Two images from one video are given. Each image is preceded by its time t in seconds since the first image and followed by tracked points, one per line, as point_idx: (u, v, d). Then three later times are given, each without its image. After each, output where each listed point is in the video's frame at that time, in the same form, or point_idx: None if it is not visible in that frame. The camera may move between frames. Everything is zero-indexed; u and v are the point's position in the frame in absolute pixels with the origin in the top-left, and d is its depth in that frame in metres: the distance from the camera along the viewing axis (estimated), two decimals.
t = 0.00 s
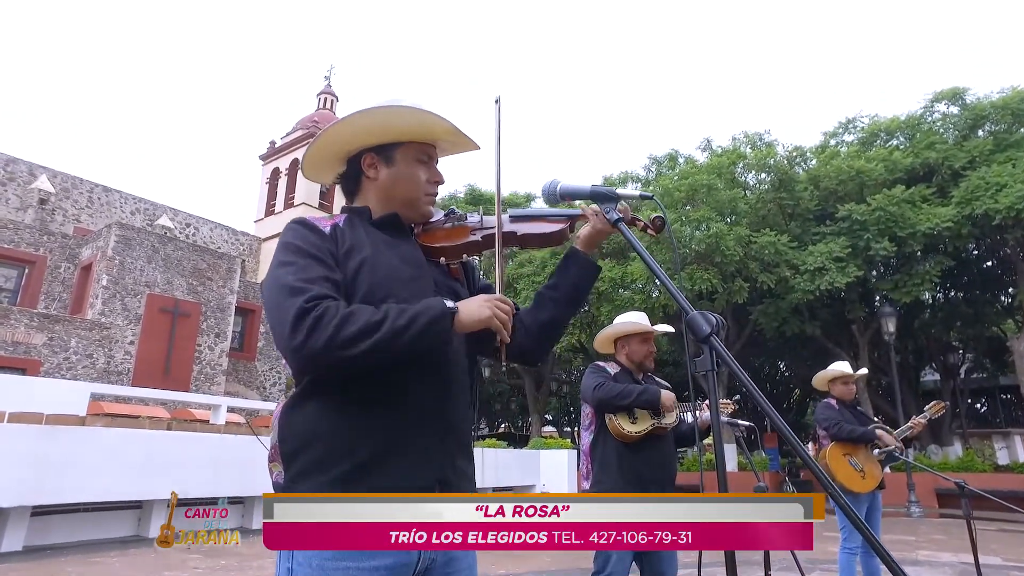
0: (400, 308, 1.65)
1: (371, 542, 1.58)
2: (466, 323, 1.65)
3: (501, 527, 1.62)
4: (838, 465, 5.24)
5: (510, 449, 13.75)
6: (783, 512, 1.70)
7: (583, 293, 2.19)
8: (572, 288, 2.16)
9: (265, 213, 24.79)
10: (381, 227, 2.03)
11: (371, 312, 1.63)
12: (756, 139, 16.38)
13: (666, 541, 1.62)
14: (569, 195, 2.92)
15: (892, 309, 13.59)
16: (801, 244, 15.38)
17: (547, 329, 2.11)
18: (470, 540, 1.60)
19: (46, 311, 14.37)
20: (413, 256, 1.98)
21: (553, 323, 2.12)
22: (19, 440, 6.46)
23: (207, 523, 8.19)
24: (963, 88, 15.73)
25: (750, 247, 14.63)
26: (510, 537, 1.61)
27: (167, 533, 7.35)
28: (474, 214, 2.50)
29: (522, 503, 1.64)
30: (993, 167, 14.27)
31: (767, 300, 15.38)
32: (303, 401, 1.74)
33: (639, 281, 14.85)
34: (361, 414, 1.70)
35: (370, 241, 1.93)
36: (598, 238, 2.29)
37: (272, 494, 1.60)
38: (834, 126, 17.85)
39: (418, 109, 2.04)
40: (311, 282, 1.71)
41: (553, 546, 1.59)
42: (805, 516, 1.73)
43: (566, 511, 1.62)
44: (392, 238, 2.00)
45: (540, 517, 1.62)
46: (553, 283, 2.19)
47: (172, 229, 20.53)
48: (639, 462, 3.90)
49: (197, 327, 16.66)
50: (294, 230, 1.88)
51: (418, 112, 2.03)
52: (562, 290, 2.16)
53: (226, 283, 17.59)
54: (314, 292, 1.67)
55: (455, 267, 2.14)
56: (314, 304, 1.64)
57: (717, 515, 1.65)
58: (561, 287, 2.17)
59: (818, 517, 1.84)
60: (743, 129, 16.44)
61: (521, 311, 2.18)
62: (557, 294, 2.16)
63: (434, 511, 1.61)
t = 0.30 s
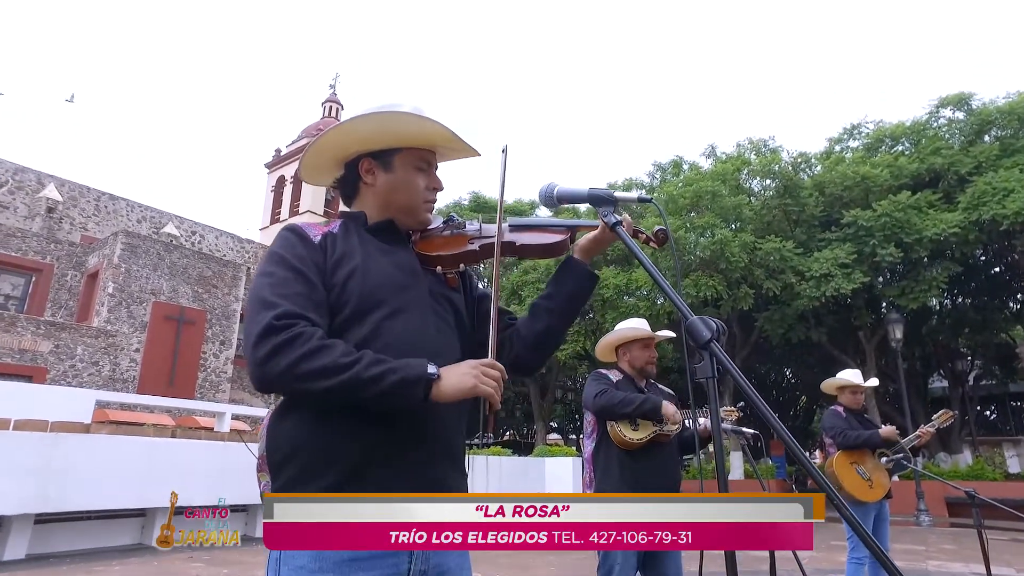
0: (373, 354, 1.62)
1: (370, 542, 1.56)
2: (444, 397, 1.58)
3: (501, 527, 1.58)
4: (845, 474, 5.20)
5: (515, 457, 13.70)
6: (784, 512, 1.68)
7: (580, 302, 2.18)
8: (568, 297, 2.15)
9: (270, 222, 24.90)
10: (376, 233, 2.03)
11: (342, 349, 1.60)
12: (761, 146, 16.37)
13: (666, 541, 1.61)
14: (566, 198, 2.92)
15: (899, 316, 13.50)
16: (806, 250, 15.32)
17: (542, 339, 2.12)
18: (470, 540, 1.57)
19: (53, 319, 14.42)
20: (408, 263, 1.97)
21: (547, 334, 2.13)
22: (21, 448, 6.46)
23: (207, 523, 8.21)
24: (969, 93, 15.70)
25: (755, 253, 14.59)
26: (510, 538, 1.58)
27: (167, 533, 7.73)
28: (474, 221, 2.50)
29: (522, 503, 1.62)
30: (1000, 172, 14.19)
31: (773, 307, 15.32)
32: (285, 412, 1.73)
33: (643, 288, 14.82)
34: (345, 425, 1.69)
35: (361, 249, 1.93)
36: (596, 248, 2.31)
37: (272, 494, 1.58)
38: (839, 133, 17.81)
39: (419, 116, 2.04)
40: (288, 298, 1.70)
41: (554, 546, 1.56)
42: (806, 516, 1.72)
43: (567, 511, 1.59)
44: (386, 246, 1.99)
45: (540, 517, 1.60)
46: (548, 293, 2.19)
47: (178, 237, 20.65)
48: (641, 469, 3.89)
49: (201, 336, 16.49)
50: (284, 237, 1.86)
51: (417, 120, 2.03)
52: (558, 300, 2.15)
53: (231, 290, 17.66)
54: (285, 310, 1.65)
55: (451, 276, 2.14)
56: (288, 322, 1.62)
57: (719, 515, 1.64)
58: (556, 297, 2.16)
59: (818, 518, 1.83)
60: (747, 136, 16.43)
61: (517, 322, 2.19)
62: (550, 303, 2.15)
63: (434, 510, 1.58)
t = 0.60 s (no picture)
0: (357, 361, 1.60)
1: (370, 542, 1.55)
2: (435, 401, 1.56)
3: (501, 527, 1.57)
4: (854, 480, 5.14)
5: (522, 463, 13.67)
6: (785, 512, 1.66)
7: (582, 310, 2.15)
8: (569, 303, 2.12)
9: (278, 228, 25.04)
10: (373, 236, 2.03)
11: (328, 352, 1.60)
12: (768, 149, 16.33)
13: (666, 541, 1.59)
14: (564, 197, 2.91)
15: (909, 320, 13.39)
16: (814, 254, 15.24)
17: (540, 346, 2.10)
18: (471, 540, 1.56)
19: (63, 325, 14.53)
20: (405, 267, 1.97)
21: (546, 340, 2.11)
22: (30, 453, 6.48)
23: (207, 525, 8.23)
24: (978, 96, 15.62)
25: (762, 258, 14.52)
26: (510, 537, 1.57)
27: (167, 533, 7.77)
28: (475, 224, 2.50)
29: (522, 503, 1.60)
30: (1011, 174, 14.07)
31: (781, 311, 15.23)
32: (277, 416, 1.72)
33: (650, 293, 14.82)
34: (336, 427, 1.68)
35: (356, 252, 1.92)
36: (600, 255, 2.25)
37: (272, 494, 1.57)
38: (847, 136, 17.73)
39: (419, 118, 2.03)
40: (279, 299, 1.70)
41: (554, 546, 1.55)
42: (806, 517, 1.70)
43: (567, 511, 1.57)
44: (382, 249, 1.99)
45: (539, 517, 1.58)
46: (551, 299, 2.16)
47: (186, 243, 20.80)
48: (644, 474, 3.87)
49: (210, 341, 16.39)
50: (277, 240, 1.86)
51: (416, 123, 2.03)
52: (560, 307, 2.12)
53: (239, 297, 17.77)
54: (273, 311, 1.65)
55: (449, 280, 2.14)
56: (275, 324, 1.62)
57: (719, 515, 1.62)
58: (558, 304, 2.13)
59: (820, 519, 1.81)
60: (754, 140, 16.40)
61: (517, 330, 2.18)
62: (552, 310, 2.12)
63: (434, 510, 1.57)
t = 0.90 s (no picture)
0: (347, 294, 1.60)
1: (368, 543, 1.53)
2: (437, 307, 1.54)
3: (500, 527, 1.55)
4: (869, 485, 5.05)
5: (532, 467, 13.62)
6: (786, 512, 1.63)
7: (589, 313, 2.12)
8: (576, 306, 2.10)
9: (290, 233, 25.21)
10: (372, 235, 2.03)
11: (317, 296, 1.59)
12: (779, 151, 16.21)
13: (666, 541, 1.57)
14: (566, 196, 2.91)
15: (924, 322, 13.20)
16: (827, 257, 15.09)
17: (545, 350, 2.07)
18: (471, 540, 1.54)
19: (78, 331, 14.69)
20: (405, 267, 1.97)
21: (553, 344, 2.08)
22: (44, 456, 6.54)
23: (210, 525, 8.19)
24: (994, 94, 15.42)
25: (775, 260, 14.39)
26: (510, 537, 1.55)
27: (167, 533, 7.76)
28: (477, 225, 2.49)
29: (522, 502, 1.58)
30: None
31: (793, 314, 15.09)
32: (275, 417, 1.72)
33: (660, 296, 14.75)
34: (334, 424, 1.68)
35: (355, 250, 1.93)
36: (608, 256, 2.22)
37: (273, 494, 1.56)
38: (859, 137, 17.56)
39: (419, 119, 2.02)
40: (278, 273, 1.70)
41: (554, 546, 1.52)
42: (807, 517, 1.67)
43: (567, 511, 1.55)
44: (382, 249, 1.99)
45: (540, 518, 1.56)
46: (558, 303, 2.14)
47: (199, 249, 21.01)
48: (653, 478, 3.84)
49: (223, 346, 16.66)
50: (277, 233, 1.87)
51: (417, 123, 2.02)
52: (566, 310, 2.09)
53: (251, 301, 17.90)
54: (261, 278, 1.66)
55: (449, 280, 2.15)
56: (262, 287, 1.62)
57: (719, 515, 1.60)
58: (564, 308, 2.11)
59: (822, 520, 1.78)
60: (765, 142, 16.29)
61: (522, 332, 2.15)
62: (559, 314, 2.10)
63: (433, 510, 1.55)
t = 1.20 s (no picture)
0: (333, 310, 1.57)
1: (368, 543, 1.52)
2: (422, 342, 1.49)
3: (500, 527, 1.53)
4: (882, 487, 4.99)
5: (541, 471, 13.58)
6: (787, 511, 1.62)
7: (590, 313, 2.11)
8: (574, 306, 2.08)
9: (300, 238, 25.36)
10: (374, 237, 2.03)
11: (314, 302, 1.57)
12: (788, 153, 16.12)
13: (666, 541, 1.55)
14: (567, 193, 2.90)
15: (937, 324, 13.05)
16: (837, 259, 14.97)
17: (546, 351, 2.06)
18: (471, 540, 1.52)
19: (90, 336, 14.83)
20: (405, 269, 1.96)
21: (553, 345, 2.06)
22: (57, 459, 6.60)
23: (211, 525, 8.11)
24: (1007, 93, 15.26)
25: (784, 262, 14.30)
26: (510, 538, 1.53)
27: (167, 533, 7.76)
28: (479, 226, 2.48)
29: (522, 502, 1.56)
30: None
31: (803, 316, 14.97)
32: (275, 420, 1.71)
33: (669, 299, 14.71)
34: (333, 426, 1.67)
35: (354, 254, 1.93)
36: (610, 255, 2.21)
37: (273, 495, 1.55)
38: (870, 138, 17.43)
39: (420, 119, 2.02)
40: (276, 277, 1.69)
41: (553, 546, 1.51)
42: (807, 517, 1.65)
43: (567, 511, 1.54)
44: (383, 251, 1.99)
45: (540, 518, 1.54)
46: (557, 304, 2.13)
47: (210, 255, 21.19)
48: (661, 482, 3.81)
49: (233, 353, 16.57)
50: (276, 237, 1.85)
51: (417, 125, 2.02)
52: (565, 309, 2.08)
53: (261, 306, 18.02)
54: (254, 278, 1.65)
55: (451, 282, 2.11)
56: (253, 287, 1.61)
57: (720, 514, 1.58)
58: (564, 307, 2.09)
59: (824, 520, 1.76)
60: (774, 143, 16.22)
61: (523, 334, 2.14)
62: (558, 314, 2.09)
63: (434, 509, 1.54)
